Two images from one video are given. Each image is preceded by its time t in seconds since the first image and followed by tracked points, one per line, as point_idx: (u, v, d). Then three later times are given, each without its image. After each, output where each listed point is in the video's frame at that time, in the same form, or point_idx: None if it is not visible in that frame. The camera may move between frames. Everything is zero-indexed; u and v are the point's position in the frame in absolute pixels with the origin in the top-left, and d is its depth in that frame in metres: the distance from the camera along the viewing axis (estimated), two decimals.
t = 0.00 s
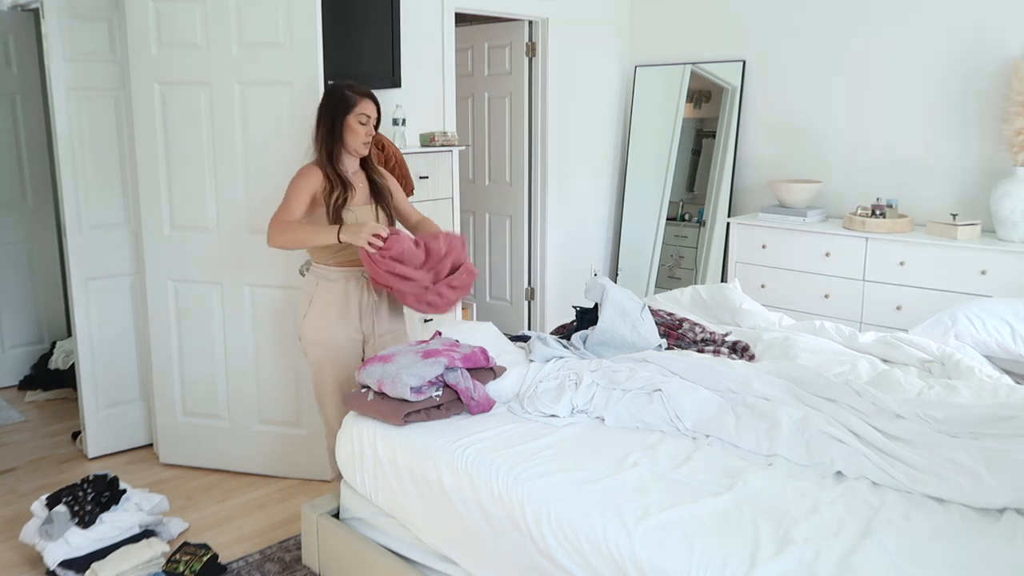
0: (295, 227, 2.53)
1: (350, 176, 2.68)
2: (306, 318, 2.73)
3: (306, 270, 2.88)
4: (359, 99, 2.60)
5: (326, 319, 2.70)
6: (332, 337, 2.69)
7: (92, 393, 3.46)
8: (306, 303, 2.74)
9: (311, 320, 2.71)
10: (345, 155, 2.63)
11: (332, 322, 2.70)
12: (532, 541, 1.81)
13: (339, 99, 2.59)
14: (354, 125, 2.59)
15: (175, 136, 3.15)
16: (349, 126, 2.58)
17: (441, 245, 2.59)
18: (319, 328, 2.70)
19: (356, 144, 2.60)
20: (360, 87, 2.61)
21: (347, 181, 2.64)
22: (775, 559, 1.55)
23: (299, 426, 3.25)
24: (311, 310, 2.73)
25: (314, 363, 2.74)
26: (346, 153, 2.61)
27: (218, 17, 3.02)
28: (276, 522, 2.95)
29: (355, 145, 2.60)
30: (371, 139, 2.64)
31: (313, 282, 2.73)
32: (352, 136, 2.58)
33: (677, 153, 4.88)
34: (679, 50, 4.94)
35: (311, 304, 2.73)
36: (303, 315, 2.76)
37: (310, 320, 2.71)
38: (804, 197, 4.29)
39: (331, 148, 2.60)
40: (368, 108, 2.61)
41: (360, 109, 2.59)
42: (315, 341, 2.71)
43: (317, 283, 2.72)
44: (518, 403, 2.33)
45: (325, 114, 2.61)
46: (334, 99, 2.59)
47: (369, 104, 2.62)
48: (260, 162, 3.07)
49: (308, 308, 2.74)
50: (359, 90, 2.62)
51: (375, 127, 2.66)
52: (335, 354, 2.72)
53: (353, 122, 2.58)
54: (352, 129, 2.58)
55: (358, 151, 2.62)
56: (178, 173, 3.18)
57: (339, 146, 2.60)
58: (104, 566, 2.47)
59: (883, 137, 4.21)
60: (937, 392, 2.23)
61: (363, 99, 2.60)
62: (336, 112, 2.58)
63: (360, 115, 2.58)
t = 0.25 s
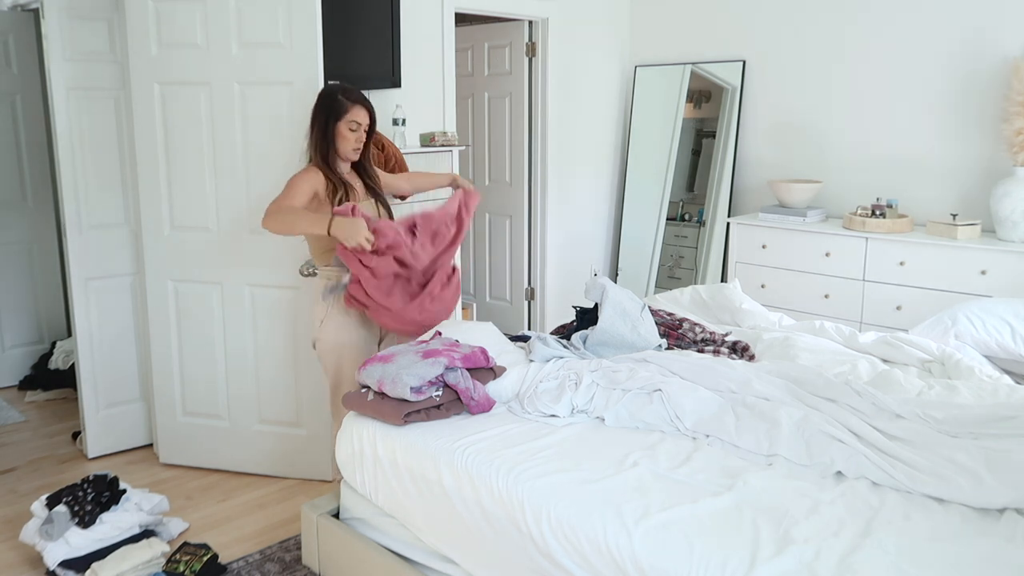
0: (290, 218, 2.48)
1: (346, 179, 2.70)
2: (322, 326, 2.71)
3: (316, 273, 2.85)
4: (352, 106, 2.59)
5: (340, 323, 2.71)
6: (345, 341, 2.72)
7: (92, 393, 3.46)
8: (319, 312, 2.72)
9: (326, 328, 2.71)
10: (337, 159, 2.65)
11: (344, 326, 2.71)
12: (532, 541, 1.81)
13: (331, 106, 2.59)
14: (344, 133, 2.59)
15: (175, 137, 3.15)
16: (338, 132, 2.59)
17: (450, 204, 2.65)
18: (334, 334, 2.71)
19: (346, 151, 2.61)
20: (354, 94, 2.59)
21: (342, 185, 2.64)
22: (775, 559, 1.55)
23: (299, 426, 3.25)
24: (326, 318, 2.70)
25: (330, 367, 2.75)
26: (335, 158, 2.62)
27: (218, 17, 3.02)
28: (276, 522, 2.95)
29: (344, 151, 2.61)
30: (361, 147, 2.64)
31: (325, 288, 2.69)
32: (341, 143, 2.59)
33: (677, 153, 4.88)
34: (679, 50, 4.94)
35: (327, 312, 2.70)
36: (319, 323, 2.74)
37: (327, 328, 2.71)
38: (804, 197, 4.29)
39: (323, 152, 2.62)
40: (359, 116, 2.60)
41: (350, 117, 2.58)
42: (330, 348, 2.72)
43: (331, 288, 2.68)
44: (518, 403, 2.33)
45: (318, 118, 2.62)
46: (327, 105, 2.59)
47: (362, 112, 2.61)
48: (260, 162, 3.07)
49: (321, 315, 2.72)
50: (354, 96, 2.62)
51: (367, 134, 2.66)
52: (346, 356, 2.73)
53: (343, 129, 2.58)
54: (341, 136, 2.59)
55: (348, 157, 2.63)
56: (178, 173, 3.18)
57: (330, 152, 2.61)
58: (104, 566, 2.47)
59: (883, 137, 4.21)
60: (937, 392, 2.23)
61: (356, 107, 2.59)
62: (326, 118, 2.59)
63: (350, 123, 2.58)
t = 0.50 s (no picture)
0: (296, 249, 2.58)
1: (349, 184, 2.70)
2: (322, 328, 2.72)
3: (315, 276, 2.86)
4: (358, 112, 2.59)
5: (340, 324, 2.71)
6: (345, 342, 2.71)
7: (92, 393, 3.46)
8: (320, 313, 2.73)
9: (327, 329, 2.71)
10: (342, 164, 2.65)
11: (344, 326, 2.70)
12: (532, 541, 1.81)
13: (337, 112, 2.59)
14: (350, 138, 2.60)
15: (175, 137, 3.15)
16: (345, 138, 2.59)
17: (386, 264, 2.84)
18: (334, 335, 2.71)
19: (351, 156, 2.62)
20: (360, 99, 2.59)
21: (346, 189, 2.65)
22: (775, 559, 1.55)
23: (299, 426, 3.25)
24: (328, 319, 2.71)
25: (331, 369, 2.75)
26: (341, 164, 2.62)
27: (218, 17, 3.02)
28: (276, 522, 2.95)
29: (350, 157, 2.62)
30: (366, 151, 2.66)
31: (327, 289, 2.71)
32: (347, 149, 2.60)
33: (677, 153, 4.88)
34: (679, 50, 4.94)
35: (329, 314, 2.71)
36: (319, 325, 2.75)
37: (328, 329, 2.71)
38: (804, 197, 4.29)
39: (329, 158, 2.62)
40: (365, 121, 2.61)
41: (356, 123, 2.59)
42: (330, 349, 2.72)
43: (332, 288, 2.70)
44: (518, 403, 2.33)
45: (323, 123, 2.62)
46: (333, 110, 2.59)
47: (367, 118, 2.62)
48: (260, 162, 3.07)
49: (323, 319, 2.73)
50: (360, 101, 2.62)
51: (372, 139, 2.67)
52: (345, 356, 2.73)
53: (349, 135, 2.59)
54: (347, 141, 2.60)
55: (353, 161, 2.64)
56: (178, 173, 3.18)
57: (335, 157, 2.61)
58: (104, 566, 2.47)
59: (883, 137, 4.21)
60: (937, 392, 2.23)
61: (363, 112, 2.60)
62: (332, 124, 2.59)
63: (357, 129, 2.59)
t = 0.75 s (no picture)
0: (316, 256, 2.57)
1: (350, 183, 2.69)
2: (321, 329, 2.72)
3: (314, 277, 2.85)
4: (360, 111, 2.59)
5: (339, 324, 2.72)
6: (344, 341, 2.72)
7: (91, 393, 3.46)
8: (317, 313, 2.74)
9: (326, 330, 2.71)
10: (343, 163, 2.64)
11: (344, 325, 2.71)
12: (532, 541, 1.81)
13: (338, 111, 2.57)
14: (352, 137, 2.59)
15: (175, 136, 3.15)
16: (347, 137, 2.58)
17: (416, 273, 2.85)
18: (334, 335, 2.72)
19: (353, 155, 2.61)
20: (363, 99, 2.58)
21: (346, 189, 2.64)
22: (775, 559, 1.55)
23: (299, 426, 3.25)
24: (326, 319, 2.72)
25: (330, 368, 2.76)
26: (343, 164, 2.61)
27: (218, 17, 3.02)
28: (276, 522, 2.95)
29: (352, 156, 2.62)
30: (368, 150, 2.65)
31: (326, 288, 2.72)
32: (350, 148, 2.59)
33: (677, 153, 4.88)
34: (679, 50, 4.94)
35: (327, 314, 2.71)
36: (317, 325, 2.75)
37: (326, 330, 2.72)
38: (804, 197, 4.29)
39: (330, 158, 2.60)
40: (367, 120, 2.60)
41: (359, 122, 2.58)
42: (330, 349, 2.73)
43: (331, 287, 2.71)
44: (518, 403, 2.33)
45: (324, 122, 2.60)
46: (334, 109, 2.57)
47: (369, 117, 2.61)
48: (260, 162, 3.07)
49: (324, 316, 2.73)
50: (362, 100, 2.61)
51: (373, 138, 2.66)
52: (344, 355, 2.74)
53: (352, 134, 2.58)
54: (349, 140, 2.59)
55: (354, 160, 2.63)
56: (178, 173, 3.18)
57: (337, 156, 2.60)
58: (104, 566, 2.47)
59: (883, 137, 4.21)
60: (937, 392, 2.23)
61: (365, 111, 2.59)
62: (334, 123, 2.58)
63: (359, 128, 2.58)
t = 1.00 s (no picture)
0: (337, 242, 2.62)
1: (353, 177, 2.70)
2: (314, 325, 2.73)
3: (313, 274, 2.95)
4: (361, 102, 2.60)
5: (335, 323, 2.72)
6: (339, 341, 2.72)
7: (91, 393, 3.46)
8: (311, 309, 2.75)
9: (320, 328, 2.71)
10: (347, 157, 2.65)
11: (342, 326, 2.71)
12: (532, 541, 1.81)
13: (340, 104, 2.58)
14: (355, 129, 2.60)
15: (175, 136, 3.15)
16: (350, 129, 2.60)
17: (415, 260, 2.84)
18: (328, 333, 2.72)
19: (357, 148, 2.62)
20: (363, 90, 2.60)
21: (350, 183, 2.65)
22: (775, 559, 1.55)
23: (299, 426, 3.25)
24: (320, 317, 2.72)
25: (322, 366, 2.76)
26: (347, 157, 2.62)
27: (218, 17, 3.02)
28: (276, 522, 2.95)
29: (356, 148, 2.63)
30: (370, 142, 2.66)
31: (322, 287, 2.73)
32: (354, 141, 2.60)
33: (677, 153, 4.88)
34: (679, 50, 4.94)
35: (320, 311, 2.72)
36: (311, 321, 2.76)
37: (319, 327, 2.72)
38: (804, 197, 4.29)
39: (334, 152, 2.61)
40: (369, 112, 2.61)
41: (360, 113, 2.59)
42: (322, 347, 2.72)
43: (326, 285, 2.72)
44: (518, 403, 2.33)
45: (325, 117, 2.61)
46: (335, 101, 2.58)
47: (370, 108, 2.62)
48: (260, 162, 3.07)
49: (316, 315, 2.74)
50: (361, 92, 2.62)
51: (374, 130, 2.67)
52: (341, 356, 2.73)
53: (354, 126, 2.59)
54: (351, 132, 2.60)
55: (358, 153, 2.64)
56: (178, 172, 3.18)
57: (341, 150, 2.61)
58: (104, 566, 2.47)
59: (883, 137, 4.21)
60: (937, 392, 2.23)
61: (365, 102, 2.60)
62: (337, 116, 2.59)
63: (360, 119, 2.59)
